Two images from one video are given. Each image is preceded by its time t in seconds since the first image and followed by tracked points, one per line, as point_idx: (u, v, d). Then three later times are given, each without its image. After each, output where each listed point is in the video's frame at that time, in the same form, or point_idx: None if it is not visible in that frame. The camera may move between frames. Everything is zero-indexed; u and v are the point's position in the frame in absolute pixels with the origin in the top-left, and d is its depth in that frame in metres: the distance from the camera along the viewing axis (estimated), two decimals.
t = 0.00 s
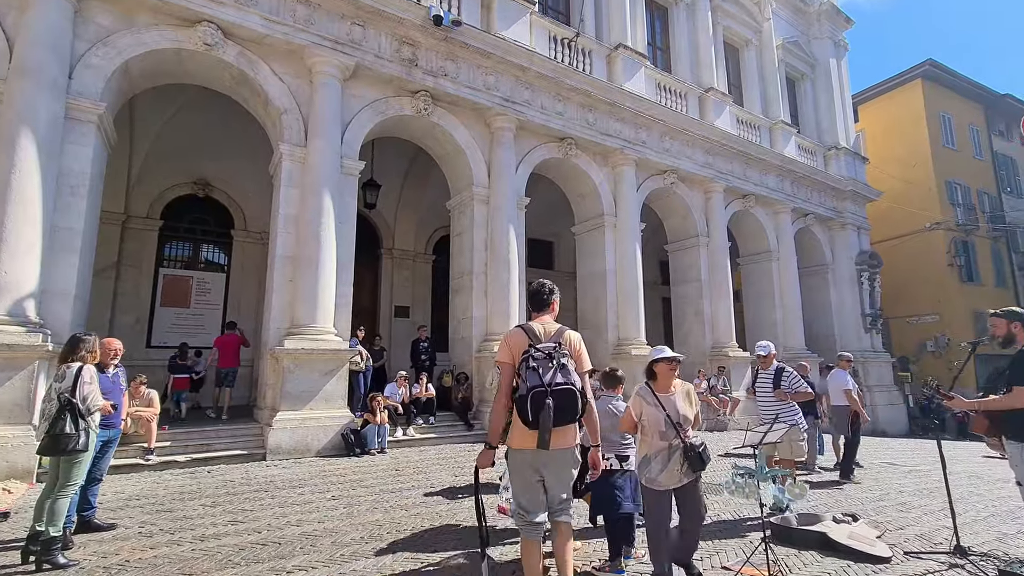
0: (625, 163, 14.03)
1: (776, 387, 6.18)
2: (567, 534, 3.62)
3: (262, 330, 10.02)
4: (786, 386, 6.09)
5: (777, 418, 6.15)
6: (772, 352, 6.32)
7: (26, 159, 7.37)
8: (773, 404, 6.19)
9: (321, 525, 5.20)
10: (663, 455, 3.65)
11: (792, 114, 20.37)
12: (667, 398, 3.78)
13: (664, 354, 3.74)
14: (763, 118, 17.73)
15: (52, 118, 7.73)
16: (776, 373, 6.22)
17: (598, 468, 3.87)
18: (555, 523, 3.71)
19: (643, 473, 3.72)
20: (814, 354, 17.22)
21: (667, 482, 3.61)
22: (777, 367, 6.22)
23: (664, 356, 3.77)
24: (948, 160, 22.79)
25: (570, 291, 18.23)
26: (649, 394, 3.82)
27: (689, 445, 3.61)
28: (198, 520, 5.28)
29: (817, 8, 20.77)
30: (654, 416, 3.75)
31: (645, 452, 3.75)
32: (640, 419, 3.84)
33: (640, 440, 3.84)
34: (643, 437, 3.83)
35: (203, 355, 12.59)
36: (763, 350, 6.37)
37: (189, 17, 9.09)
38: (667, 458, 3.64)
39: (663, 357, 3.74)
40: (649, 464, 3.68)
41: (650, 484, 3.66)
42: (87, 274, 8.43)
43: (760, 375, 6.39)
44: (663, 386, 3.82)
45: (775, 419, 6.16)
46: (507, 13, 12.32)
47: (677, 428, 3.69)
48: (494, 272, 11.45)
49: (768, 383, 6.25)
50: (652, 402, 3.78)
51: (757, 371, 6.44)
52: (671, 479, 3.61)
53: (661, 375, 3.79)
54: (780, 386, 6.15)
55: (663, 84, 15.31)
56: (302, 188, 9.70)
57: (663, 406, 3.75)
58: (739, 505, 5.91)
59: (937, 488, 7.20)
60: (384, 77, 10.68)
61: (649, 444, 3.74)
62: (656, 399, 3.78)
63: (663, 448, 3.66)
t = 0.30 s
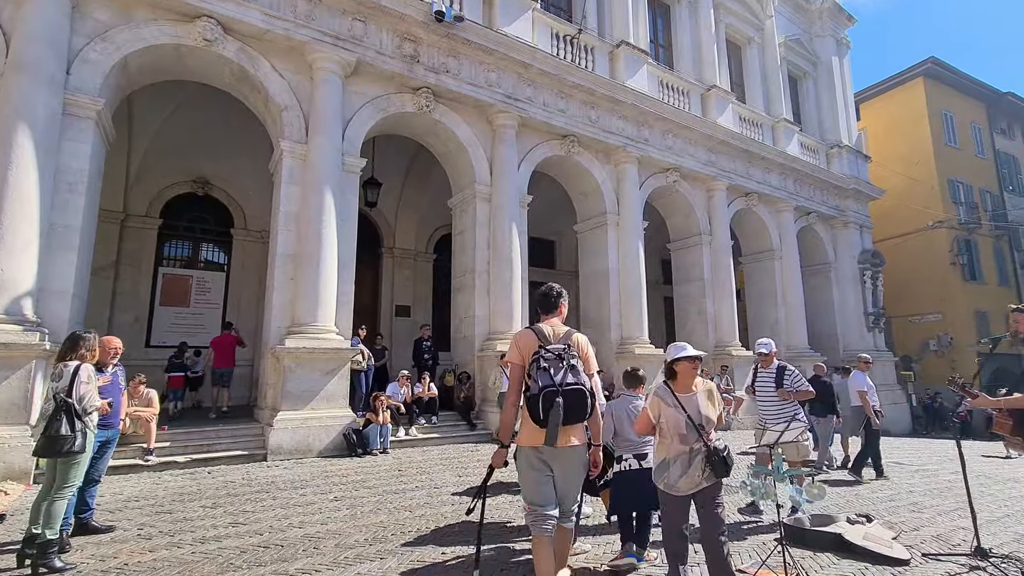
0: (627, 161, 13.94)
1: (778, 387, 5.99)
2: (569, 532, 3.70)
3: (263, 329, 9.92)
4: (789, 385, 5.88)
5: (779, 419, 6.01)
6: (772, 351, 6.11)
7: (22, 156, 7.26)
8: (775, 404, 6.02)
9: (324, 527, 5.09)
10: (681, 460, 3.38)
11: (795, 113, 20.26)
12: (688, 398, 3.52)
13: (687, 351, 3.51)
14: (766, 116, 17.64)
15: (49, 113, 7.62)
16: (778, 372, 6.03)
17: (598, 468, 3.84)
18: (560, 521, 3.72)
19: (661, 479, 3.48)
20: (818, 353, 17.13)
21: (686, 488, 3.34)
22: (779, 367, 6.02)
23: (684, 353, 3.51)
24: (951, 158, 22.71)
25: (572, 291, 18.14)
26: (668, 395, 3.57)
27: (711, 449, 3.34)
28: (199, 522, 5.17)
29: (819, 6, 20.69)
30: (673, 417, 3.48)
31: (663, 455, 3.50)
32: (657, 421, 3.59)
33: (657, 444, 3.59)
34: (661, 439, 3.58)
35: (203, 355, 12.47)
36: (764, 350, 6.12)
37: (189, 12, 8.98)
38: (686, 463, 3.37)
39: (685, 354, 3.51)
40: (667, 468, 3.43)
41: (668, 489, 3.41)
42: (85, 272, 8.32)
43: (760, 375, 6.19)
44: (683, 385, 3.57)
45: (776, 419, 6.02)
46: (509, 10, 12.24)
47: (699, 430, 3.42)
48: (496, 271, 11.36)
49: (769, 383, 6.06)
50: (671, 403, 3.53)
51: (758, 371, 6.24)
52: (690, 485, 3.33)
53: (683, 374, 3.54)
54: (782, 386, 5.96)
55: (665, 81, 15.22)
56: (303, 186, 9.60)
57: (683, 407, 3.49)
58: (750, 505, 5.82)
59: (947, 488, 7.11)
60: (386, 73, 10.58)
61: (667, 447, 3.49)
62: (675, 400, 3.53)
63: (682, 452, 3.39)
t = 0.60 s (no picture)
0: (630, 159, 13.82)
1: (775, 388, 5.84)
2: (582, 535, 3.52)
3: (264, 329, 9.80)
4: (785, 385, 5.81)
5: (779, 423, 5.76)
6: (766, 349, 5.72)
7: (18, 152, 7.12)
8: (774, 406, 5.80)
9: (327, 532, 4.97)
10: (727, 472, 2.97)
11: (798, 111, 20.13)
12: (736, 403, 3.09)
13: (740, 349, 3.06)
14: (769, 114, 17.52)
15: (46, 110, 7.49)
16: (773, 373, 6.01)
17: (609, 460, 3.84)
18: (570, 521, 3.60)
19: (699, 491, 3.05)
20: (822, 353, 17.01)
21: (730, 503, 2.95)
22: (773, 368, 5.93)
23: (736, 352, 3.06)
24: (954, 157, 22.59)
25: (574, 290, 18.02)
26: (714, 398, 3.09)
27: (763, 459, 2.95)
28: (198, 527, 5.04)
29: (822, 4, 20.58)
30: (720, 424, 3.03)
31: (703, 465, 3.06)
32: (700, 428, 3.08)
33: (695, 450, 3.13)
34: (700, 446, 3.12)
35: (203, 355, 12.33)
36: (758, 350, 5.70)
37: (188, 7, 8.86)
38: (732, 476, 2.96)
39: (739, 353, 3.05)
40: (709, 480, 3.00)
41: (708, 502, 3.01)
42: (83, 271, 8.20)
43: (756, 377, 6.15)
44: (730, 387, 3.12)
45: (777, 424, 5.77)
46: (512, 6, 12.12)
47: (748, 438, 3.01)
48: (499, 270, 11.24)
49: (766, 385, 5.99)
50: (718, 407, 3.06)
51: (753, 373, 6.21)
52: (734, 501, 2.95)
53: (732, 375, 3.09)
54: (779, 387, 5.82)
55: (668, 78, 15.10)
56: (304, 184, 9.48)
57: (731, 412, 3.05)
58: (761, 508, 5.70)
59: (960, 490, 6.99)
60: (387, 70, 10.46)
61: (709, 456, 3.05)
62: (722, 403, 3.07)
63: (728, 463, 2.98)
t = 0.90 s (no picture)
0: (633, 156, 13.70)
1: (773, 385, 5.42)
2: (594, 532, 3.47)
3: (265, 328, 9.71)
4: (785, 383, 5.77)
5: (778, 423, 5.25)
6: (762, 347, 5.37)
7: (15, 149, 7.02)
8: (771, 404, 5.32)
9: (330, 534, 4.88)
10: (778, 475, 2.83)
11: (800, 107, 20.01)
12: (781, 401, 2.99)
13: (786, 344, 2.99)
14: (771, 111, 17.42)
15: (43, 106, 7.39)
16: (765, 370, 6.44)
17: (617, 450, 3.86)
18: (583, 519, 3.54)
19: (748, 496, 2.89)
20: (825, 351, 16.93)
21: (785, 509, 2.81)
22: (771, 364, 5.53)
23: (778, 346, 2.97)
24: (957, 154, 22.50)
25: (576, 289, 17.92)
26: (758, 394, 2.96)
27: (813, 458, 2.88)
28: (199, 529, 4.95)
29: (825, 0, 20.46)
30: (772, 423, 2.88)
31: (750, 467, 2.91)
32: (748, 428, 2.92)
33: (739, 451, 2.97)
34: (743, 447, 2.96)
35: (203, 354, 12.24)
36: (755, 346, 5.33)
37: (187, 2, 8.75)
38: (784, 478, 2.83)
39: (785, 348, 2.98)
40: (758, 484, 2.85)
41: (761, 509, 2.84)
42: (81, 269, 8.10)
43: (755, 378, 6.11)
44: (772, 382, 3.01)
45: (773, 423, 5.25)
46: (514, 1, 12.01)
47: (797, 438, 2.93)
48: (501, 268, 11.14)
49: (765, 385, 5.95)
50: (765, 403, 2.92)
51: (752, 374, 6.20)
52: (789, 505, 2.83)
53: (776, 372, 2.99)
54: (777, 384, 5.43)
55: (671, 75, 15.00)
56: (305, 181, 9.38)
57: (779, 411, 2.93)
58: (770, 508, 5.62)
59: (971, 490, 6.90)
60: (388, 66, 10.35)
61: (756, 457, 2.90)
62: (769, 402, 2.95)
63: (782, 465, 2.85)
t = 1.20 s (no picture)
0: (636, 151, 13.61)
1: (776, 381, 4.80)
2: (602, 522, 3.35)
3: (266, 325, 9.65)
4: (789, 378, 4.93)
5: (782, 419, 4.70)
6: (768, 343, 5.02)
7: (15, 144, 6.95)
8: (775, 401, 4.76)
9: (335, 532, 4.82)
10: (832, 478, 2.46)
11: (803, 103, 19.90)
12: (821, 397, 2.64)
13: (821, 336, 2.67)
14: (775, 107, 17.33)
15: (42, 100, 7.31)
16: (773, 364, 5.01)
17: (632, 450, 3.73)
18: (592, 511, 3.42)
19: (802, 506, 2.48)
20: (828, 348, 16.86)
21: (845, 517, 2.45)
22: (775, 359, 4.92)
23: (819, 339, 2.65)
24: (960, 150, 22.41)
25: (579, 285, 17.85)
26: (801, 391, 2.58)
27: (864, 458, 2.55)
28: (201, 527, 4.88)
29: None
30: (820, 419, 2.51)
31: (799, 473, 2.50)
32: (794, 430, 2.52)
33: (784, 457, 2.55)
34: (787, 452, 2.55)
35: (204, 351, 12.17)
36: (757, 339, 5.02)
37: None
38: (839, 483, 2.46)
39: (821, 338, 2.66)
40: (814, 491, 2.45)
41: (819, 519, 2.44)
42: (81, 265, 8.04)
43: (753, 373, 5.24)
44: (810, 379, 2.66)
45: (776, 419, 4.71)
46: None
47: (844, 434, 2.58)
48: (504, 265, 11.06)
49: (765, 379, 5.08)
50: (810, 401, 2.55)
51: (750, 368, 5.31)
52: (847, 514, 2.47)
53: (815, 366, 2.64)
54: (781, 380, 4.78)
55: (674, 70, 14.91)
56: (306, 176, 9.30)
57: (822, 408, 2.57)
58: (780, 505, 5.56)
59: (980, 487, 6.83)
60: (390, 60, 10.26)
61: (806, 461, 2.50)
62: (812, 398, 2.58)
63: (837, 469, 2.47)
